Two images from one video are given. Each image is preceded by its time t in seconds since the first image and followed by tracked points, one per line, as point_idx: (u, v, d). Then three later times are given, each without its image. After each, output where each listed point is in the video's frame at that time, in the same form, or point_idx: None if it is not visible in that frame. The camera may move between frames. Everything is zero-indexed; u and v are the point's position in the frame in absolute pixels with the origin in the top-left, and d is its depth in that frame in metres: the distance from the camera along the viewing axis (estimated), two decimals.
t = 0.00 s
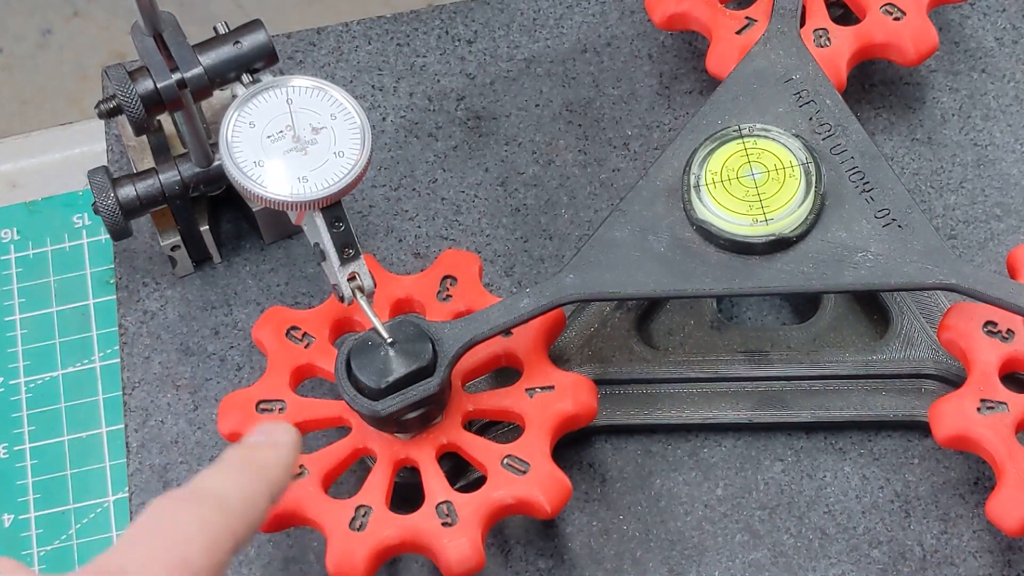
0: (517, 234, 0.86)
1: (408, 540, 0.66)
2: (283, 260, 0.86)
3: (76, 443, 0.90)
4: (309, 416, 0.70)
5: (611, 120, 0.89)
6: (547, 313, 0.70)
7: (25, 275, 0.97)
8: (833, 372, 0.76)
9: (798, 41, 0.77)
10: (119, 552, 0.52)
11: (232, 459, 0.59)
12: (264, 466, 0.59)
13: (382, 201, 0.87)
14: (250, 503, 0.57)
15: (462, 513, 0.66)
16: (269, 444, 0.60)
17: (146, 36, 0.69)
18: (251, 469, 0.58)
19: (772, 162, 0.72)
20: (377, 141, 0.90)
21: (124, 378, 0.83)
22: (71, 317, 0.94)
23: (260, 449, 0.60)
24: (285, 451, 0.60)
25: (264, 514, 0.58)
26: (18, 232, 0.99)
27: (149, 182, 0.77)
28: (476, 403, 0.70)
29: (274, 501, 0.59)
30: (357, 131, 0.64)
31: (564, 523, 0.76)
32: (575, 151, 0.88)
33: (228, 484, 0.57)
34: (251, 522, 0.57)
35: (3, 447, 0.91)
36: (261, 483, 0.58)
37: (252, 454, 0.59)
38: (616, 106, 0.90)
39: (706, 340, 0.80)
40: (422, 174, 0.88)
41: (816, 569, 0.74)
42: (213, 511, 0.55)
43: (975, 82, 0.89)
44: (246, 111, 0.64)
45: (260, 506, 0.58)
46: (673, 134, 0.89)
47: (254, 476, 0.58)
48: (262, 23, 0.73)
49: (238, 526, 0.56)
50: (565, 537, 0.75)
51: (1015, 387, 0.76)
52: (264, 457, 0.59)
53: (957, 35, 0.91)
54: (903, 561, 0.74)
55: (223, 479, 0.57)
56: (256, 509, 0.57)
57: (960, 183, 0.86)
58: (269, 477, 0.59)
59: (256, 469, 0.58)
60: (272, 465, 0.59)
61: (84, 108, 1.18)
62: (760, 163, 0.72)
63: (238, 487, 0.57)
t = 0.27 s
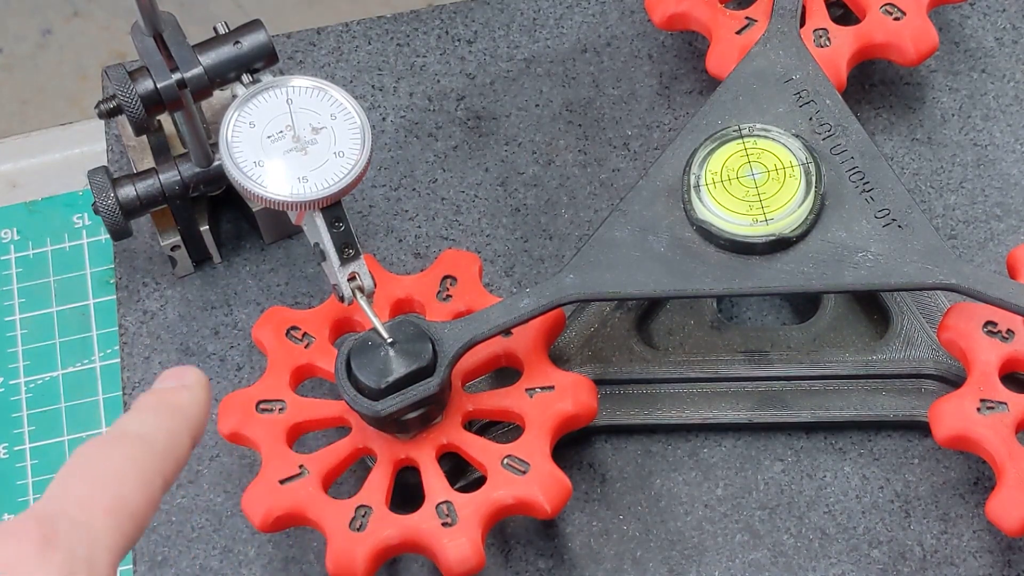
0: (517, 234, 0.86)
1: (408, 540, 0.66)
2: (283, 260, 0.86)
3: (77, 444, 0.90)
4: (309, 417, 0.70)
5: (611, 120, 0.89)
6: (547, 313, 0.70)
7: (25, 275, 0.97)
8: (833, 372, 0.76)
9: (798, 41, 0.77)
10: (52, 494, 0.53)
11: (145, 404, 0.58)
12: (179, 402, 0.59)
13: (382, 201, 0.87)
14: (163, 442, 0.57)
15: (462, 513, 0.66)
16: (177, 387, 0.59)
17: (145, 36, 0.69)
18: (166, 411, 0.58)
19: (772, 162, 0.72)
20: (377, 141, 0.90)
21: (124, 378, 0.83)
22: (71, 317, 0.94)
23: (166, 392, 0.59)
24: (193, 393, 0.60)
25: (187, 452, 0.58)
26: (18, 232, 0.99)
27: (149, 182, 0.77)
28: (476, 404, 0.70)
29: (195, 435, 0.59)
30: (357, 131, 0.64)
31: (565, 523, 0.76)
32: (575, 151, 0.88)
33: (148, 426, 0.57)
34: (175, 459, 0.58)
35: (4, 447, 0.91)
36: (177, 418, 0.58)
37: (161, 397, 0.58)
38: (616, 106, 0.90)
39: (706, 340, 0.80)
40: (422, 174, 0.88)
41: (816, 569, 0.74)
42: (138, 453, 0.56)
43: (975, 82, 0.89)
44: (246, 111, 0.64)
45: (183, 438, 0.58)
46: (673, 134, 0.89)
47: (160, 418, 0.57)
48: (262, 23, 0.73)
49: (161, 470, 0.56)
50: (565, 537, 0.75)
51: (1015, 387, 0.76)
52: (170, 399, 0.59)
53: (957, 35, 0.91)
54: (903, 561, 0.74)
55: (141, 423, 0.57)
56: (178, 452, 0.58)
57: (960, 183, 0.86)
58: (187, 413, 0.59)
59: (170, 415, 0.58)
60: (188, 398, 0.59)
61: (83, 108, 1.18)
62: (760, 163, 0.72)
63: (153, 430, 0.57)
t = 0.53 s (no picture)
0: (517, 234, 0.86)
1: (408, 540, 0.66)
2: (283, 260, 0.86)
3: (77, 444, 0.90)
4: (309, 417, 0.70)
5: (611, 120, 0.89)
6: (547, 313, 0.70)
7: (25, 275, 0.97)
8: (833, 372, 0.76)
9: (798, 41, 0.77)
10: (65, 445, 0.56)
11: (164, 372, 0.61)
12: (194, 374, 0.62)
13: (382, 201, 0.87)
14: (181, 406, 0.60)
15: (462, 512, 0.66)
16: (196, 359, 0.62)
17: (145, 36, 0.69)
18: (183, 379, 0.61)
19: (772, 162, 0.72)
20: (377, 141, 0.90)
21: (123, 378, 0.83)
22: (71, 317, 0.94)
23: (183, 365, 0.62)
24: (213, 365, 0.63)
25: (201, 423, 0.61)
26: (18, 232, 0.99)
27: (149, 182, 0.77)
28: (476, 404, 0.70)
29: (212, 408, 0.62)
30: (357, 131, 0.64)
31: (564, 523, 0.76)
32: (575, 151, 0.88)
33: (163, 390, 0.60)
34: (189, 425, 0.60)
35: (4, 447, 0.91)
36: (193, 389, 0.61)
37: (180, 366, 0.62)
38: (616, 106, 0.90)
39: (706, 340, 0.80)
40: (422, 174, 0.88)
41: (816, 569, 0.74)
42: (152, 413, 0.58)
43: (975, 82, 0.89)
44: (246, 111, 0.64)
45: (197, 407, 0.61)
46: (673, 134, 0.89)
47: (178, 387, 0.60)
48: (262, 23, 0.73)
49: (175, 431, 0.59)
50: (565, 537, 0.75)
51: (1015, 387, 0.76)
52: (189, 368, 0.62)
53: (957, 35, 0.91)
54: (903, 561, 0.74)
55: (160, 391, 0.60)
56: (193, 422, 0.60)
57: (960, 183, 0.86)
58: (203, 384, 0.62)
59: (187, 382, 0.61)
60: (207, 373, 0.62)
61: (83, 108, 1.18)
62: (760, 163, 0.72)
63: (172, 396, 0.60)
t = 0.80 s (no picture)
0: (517, 234, 0.86)
1: (408, 540, 0.66)
2: (283, 260, 0.86)
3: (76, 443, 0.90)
4: (309, 417, 0.70)
5: (611, 120, 0.89)
6: (547, 314, 0.70)
7: (25, 275, 0.97)
8: (833, 372, 0.76)
9: (798, 41, 0.77)
10: None
11: (61, 381, 0.64)
12: (95, 382, 0.64)
13: (382, 201, 0.87)
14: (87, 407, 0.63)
15: (462, 513, 0.66)
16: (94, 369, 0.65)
17: (145, 36, 0.69)
18: (81, 387, 0.63)
19: (772, 162, 0.72)
20: (377, 141, 0.90)
21: (124, 378, 0.83)
22: (71, 316, 0.94)
23: (83, 374, 0.65)
24: (108, 376, 0.66)
25: (111, 418, 0.65)
26: (18, 232, 0.99)
27: (149, 182, 0.77)
28: (476, 404, 0.70)
29: (110, 417, 0.65)
30: (357, 131, 0.64)
31: (565, 523, 0.76)
32: (575, 151, 0.88)
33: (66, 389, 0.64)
34: (95, 426, 0.64)
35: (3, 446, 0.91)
36: (92, 394, 0.64)
37: (81, 374, 0.64)
38: (616, 106, 0.90)
39: (706, 340, 0.80)
40: (422, 174, 0.88)
41: (816, 569, 0.74)
42: (62, 408, 0.62)
43: (975, 82, 0.89)
44: (246, 111, 0.64)
45: (103, 409, 0.64)
46: (673, 134, 0.89)
47: (77, 391, 0.63)
48: (262, 23, 0.73)
49: (93, 420, 0.63)
50: (565, 537, 0.75)
51: (1015, 387, 0.76)
52: (89, 373, 0.65)
53: (957, 35, 0.91)
54: (903, 561, 0.74)
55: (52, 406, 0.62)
56: (103, 415, 0.64)
57: (960, 183, 0.86)
58: (105, 394, 0.65)
59: (84, 388, 0.63)
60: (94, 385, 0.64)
61: (84, 108, 1.18)
62: (760, 163, 0.72)
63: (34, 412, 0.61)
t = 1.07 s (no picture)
0: (517, 234, 0.86)
1: (408, 540, 0.66)
2: (283, 260, 0.86)
3: (77, 444, 0.90)
4: (309, 417, 0.70)
5: (610, 120, 0.89)
6: (547, 314, 0.70)
7: (25, 275, 0.97)
8: (833, 372, 0.76)
9: (798, 41, 0.77)
10: None
11: None
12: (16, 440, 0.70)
13: (382, 201, 0.87)
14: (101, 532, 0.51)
15: (462, 513, 0.66)
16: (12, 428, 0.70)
17: (145, 36, 0.69)
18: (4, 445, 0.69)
19: (772, 162, 0.72)
20: (377, 141, 0.90)
21: (124, 378, 0.83)
22: (71, 316, 0.94)
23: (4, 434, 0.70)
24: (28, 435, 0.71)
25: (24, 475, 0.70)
26: (18, 232, 0.99)
27: (149, 182, 0.77)
28: (476, 404, 0.70)
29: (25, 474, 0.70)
30: (357, 131, 0.64)
31: (565, 523, 0.76)
32: (575, 151, 0.88)
33: None
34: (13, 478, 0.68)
35: (3, 447, 0.90)
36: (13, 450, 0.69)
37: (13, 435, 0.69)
38: (616, 106, 0.90)
39: (706, 340, 0.80)
40: (422, 174, 0.88)
41: (816, 569, 0.74)
42: None
43: (975, 82, 0.89)
44: (246, 111, 0.64)
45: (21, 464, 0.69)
46: (673, 134, 0.89)
47: None
48: (262, 23, 0.73)
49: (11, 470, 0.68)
50: (565, 537, 0.75)
51: (1015, 387, 0.76)
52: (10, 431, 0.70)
53: (957, 35, 0.91)
54: (903, 561, 0.74)
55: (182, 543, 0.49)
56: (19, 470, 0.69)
57: (960, 183, 0.86)
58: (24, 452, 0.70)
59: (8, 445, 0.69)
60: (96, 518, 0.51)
61: (84, 108, 1.18)
62: (760, 163, 0.72)
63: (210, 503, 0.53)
